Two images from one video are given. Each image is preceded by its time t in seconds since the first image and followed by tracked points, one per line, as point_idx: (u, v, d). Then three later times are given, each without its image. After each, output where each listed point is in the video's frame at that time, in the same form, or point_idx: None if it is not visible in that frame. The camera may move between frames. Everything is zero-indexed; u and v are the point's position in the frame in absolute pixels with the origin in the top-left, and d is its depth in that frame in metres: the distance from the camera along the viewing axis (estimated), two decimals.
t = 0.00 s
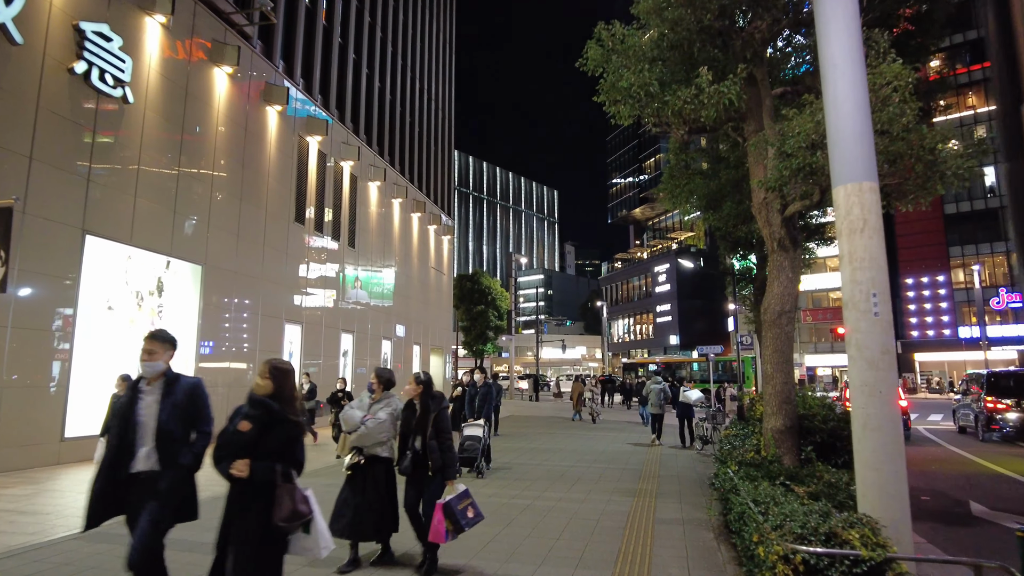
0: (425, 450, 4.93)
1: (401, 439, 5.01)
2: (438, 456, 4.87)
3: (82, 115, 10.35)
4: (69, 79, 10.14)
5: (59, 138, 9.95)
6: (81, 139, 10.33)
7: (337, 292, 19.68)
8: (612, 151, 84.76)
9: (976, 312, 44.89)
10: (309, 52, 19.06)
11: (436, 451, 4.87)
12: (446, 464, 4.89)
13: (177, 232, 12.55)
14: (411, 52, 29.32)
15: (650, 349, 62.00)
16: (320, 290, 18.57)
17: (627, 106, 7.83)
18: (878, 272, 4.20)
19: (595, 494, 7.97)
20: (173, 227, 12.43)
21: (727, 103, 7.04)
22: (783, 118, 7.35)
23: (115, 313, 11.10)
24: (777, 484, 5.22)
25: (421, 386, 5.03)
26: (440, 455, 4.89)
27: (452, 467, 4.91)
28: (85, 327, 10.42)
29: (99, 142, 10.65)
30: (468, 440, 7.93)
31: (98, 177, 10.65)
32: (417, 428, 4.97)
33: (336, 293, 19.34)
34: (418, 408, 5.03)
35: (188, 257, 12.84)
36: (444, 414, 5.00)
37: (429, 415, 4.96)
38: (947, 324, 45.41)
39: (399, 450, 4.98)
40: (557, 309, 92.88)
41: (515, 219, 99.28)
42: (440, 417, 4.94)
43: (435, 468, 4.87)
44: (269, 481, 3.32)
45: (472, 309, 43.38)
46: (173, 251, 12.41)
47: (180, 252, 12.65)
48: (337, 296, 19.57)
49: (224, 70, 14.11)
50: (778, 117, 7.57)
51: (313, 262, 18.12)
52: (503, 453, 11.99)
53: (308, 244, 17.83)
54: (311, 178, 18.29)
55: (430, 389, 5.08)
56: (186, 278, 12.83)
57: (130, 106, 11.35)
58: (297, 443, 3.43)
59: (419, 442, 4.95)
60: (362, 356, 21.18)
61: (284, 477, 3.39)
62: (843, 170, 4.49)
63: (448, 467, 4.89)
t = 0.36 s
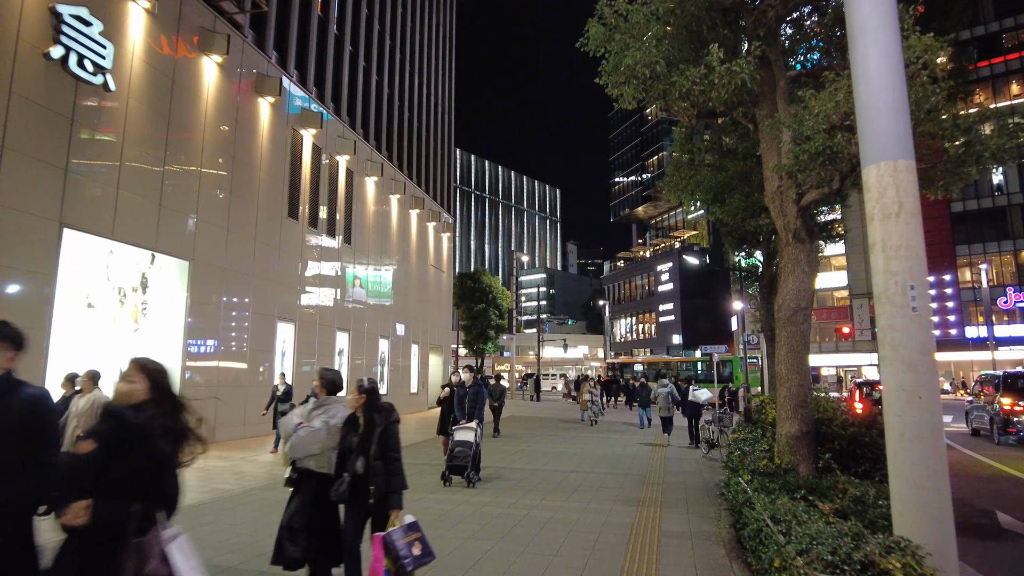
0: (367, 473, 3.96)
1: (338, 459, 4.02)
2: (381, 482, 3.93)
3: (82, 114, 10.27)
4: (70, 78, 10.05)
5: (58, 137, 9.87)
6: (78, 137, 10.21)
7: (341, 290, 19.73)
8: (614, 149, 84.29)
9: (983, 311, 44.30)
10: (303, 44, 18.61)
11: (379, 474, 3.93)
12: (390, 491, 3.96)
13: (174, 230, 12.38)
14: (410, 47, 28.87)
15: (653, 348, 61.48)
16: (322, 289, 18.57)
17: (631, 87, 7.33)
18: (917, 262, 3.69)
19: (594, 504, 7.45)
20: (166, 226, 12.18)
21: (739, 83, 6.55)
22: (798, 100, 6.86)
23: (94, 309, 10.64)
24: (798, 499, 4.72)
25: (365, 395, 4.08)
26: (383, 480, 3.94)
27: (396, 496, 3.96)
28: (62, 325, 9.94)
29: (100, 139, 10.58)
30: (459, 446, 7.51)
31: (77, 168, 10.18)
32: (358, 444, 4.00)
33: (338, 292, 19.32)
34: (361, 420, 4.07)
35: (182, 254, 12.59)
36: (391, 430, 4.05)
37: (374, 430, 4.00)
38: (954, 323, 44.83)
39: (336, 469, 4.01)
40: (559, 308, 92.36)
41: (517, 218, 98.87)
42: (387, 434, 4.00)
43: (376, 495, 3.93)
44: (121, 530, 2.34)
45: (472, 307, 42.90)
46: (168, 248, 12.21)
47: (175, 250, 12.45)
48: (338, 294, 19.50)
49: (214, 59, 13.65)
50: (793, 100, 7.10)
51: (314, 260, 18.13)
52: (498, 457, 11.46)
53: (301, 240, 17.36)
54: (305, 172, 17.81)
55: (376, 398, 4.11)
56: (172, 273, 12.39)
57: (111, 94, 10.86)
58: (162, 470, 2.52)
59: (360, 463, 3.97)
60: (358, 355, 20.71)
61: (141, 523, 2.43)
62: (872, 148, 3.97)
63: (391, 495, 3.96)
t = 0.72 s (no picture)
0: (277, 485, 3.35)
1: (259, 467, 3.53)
2: (292, 495, 3.32)
3: (81, 111, 10.23)
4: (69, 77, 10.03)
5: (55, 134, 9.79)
6: (78, 134, 10.17)
7: (342, 289, 19.81)
8: (616, 146, 83.69)
9: (989, 309, 43.73)
10: (295, 34, 18.16)
11: (289, 487, 3.32)
12: (304, 507, 3.34)
13: (167, 230, 12.19)
14: (407, 39, 28.37)
15: (655, 347, 60.99)
16: (322, 288, 18.63)
17: (631, 60, 6.89)
18: (956, 241, 3.22)
19: (592, 510, 6.98)
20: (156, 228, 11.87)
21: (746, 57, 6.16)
22: (809, 75, 6.45)
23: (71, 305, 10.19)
24: (815, 509, 4.24)
25: (283, 389, 3.48)
26: (295, 494, 3.33)
27: (310, 514, 3.32)
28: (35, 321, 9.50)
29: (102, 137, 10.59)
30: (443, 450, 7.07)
31: (51, 156, 9.73)
32: (272, 447, 3.45)
33: (338, 291, 19.39)
34: (279, 418, 3.49)
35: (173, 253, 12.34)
36: (307, 433, 3.37)
37: (284, 432, 3.39)
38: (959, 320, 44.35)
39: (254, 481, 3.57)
40: (561, 307, 91.82)
41: (518, 216, 98.34)
42: (298, 436, 3.34)
43: (284, 511, 3.32)
44: None
45: (472, 305, 42.40)
46: (161, 246, 11.99)
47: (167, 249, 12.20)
48: (340, 292, 19.61)
49: (200, 47, 13.21)
50: (802, 77, 6.67)
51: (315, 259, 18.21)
52: (493, 458, 10.98)
53: (293, 235, 16.92)
54: (297, 164, 17.37)
55: (296, 393, 3.50)
56: (155, 269, 11.94)
57: (88, 80, 10.41)
58: None
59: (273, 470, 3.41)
60: (353, 354, 20.24)
61: None
62: (900, 113, 3.51)
63: (306, 511, 3.33)
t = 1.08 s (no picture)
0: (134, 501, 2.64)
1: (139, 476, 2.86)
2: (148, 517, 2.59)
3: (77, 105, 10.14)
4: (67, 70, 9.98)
5: (54, 129, 9.74)
6: (75, 129, 10.08)
7: (342, 286, 19.62)
8: (617, 143, 83.08)
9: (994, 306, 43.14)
10: (288, 22, 17.66)
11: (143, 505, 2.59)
12: (162, 533, 2.57)
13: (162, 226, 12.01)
14: (405, 31, 27.86)
15: (657, 344, 60.53)
16: (322, 285, 18.46)
17: (633, 29, 6.43)
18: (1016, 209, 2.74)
19: (593, 515, 6.50)
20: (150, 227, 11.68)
21: (757, 25, 5.80)
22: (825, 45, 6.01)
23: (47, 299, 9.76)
24: (842, 519, 3.76)
25: (156, 380, 2.78)
26: (151, 515, 2.59)
27: (168, 541, 2.55)
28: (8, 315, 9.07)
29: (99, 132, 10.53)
30: (425, 453, 6.51)
31: (24, 142, 9.28)
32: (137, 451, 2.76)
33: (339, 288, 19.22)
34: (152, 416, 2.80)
35: (165, 249, 12.11)
36: (166, 437, 2.62)
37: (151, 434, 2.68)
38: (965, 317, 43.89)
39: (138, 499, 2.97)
40: (563, 304, 91.34)
41: (519, 213, 97.82)
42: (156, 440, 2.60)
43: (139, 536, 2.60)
44: None
45: (473, 302, 41.94)
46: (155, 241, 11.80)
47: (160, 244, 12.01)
48: (340, 289, 19.44)
49: (185, 32, 12.77)
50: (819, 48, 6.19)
51: (315, 256, 18.02)
52: (489, 459, 10.48)
53: (285, 227, 16.46)
54: (290, 155, 16.89)
55: (178, 392, 2.77)
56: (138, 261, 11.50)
57: (65, 64, 9.96)
58: None
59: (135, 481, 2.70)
60: (349, 351, 19.79)
61: None
62: (945, 63, 3.04)
63: (162, 540, 2.55)
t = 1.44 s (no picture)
0: None
1: None
2: None
3: (75, 103, 10.15)
4: (63, 66, 9.98)
5: (52, 128, 9.75)
6: (72, 127, 10.07)
7: (341, 284, 19.38)
8: (619, 139, 82.47)
9: (1001, 303, 42.68)
10: (279, 10, 17.11)
11: None
12: None
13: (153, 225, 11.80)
14: (402, 23, 27.31)
15: (659, 342, 60.03)
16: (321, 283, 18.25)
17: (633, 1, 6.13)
18: None
19: (589, 527, 6.03)
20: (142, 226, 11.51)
21: None
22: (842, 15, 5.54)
23: (15, 295, 9.31)
24: (866, 542, 3.28)
25: None
26: None
27: None
28: None
29: (99, 130, 10.56)
30: (398, 463, 5.85)
31: None
32: None
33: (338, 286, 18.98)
34: None
35: (156, 247, 11.87)
36: None
37: None
38: (970, 315, 43.36)
39: None
40: (564, 302, 90.85)
41: (520, 210, 97.31)
42: None
43: None
44: None
45: (472, 300, 41.43)
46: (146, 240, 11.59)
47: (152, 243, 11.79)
48: (339, 287, 19.17)
49: (168, 17, 12.33)
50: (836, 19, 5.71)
51: (312, 253, 17.80)
52: (481, 463, 9.95)
53: (275, 222, 15.97)
54: (280, 147, 16.39)
55: None
56: (117, 255, 11.06)
57: (36, 49, 9.51)
58: None
59: None
60: (342, 349, 19.30)
61: None
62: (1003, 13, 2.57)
63: None
